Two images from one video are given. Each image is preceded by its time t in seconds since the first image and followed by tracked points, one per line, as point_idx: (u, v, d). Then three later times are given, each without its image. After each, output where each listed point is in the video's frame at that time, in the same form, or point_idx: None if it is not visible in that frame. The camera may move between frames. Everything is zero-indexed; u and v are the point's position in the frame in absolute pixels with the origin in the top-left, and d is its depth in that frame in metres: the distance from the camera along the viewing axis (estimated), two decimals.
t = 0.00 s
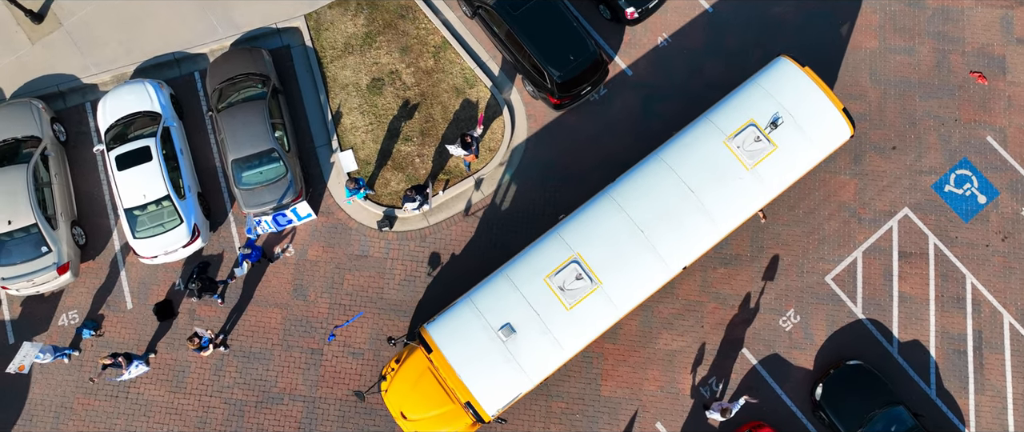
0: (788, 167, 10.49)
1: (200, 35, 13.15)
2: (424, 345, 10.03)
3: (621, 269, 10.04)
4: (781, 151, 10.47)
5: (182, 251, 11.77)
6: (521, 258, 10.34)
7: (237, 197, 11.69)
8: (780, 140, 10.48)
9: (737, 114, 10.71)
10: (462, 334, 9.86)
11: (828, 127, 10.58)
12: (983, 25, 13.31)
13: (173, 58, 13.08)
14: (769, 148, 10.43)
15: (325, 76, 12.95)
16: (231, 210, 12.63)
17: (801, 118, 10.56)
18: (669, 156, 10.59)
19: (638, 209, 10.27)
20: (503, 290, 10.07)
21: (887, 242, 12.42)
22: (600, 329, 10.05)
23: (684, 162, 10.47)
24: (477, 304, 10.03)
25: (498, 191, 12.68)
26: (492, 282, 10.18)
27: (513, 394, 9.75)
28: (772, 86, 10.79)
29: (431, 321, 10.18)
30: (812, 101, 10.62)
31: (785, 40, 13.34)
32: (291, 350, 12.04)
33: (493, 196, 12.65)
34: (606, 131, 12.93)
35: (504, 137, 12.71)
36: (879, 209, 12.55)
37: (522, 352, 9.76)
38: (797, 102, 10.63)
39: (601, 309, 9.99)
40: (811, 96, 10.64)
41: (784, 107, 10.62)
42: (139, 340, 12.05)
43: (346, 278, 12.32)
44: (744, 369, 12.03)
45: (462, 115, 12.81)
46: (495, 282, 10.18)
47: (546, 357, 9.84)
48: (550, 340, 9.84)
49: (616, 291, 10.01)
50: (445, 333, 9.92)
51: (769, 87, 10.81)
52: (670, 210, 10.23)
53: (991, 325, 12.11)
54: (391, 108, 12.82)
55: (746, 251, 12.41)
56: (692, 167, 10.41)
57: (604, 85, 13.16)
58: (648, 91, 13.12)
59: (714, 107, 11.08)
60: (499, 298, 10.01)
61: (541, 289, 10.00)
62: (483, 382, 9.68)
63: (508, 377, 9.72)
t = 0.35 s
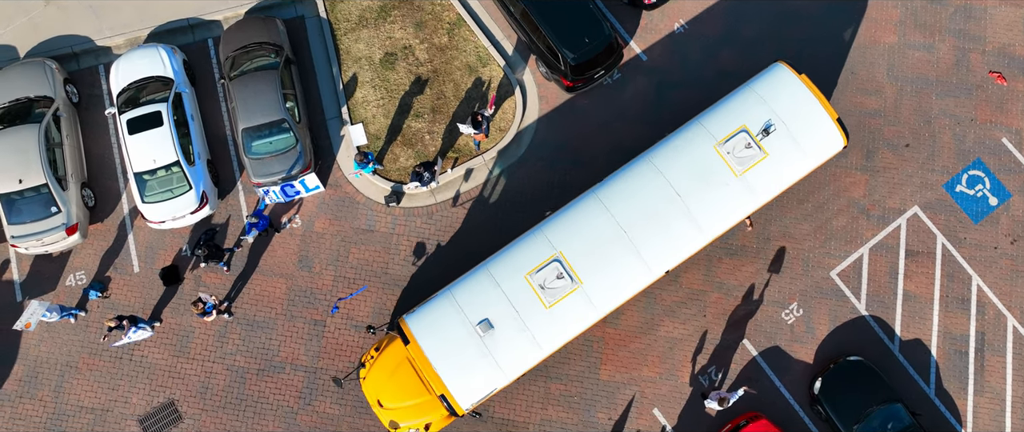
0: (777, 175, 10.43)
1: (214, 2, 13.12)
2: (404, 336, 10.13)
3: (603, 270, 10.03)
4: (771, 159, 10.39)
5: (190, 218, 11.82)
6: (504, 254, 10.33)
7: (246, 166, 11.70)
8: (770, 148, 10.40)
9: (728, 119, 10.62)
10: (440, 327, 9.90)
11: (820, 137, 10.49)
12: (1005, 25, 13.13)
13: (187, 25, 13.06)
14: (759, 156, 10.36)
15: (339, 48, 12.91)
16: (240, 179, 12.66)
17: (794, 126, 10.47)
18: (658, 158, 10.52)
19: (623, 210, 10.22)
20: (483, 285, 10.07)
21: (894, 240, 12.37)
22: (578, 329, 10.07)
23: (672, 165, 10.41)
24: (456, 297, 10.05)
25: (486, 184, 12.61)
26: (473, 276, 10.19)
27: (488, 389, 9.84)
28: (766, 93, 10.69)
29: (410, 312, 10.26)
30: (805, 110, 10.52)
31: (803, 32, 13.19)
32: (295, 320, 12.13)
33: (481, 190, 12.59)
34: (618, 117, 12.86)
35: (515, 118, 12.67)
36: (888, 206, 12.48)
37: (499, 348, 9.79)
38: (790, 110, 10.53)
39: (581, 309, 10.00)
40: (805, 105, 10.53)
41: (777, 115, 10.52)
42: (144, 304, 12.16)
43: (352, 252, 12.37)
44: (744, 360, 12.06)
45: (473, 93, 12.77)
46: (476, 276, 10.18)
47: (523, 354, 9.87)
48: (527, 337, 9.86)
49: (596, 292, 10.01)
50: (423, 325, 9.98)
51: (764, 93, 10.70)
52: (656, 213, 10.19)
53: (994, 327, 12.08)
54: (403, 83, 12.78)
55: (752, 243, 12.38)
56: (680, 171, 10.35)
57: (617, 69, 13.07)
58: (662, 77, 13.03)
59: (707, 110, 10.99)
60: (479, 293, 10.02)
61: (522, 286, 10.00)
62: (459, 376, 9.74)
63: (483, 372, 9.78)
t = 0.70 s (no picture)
0: (766, 183, 10.36)
1: None
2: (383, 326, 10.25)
3: (585, 270, 10.01)
4: (761, 165, 10.32)
5: (197, 188, 11.85)
6: (487, 248, 10.32)
7: (255, 138, 11.70)
8: (761, 155, 10.32)
9: (720, 124, 10.52)
10: (419, 319, 9.96)
11: (812, 146, 10.39)
12: None
13: None
14: (749, 162, 10.28)
15: (352, 24, 12.87)
16: (248, 151, 12.67)
17: (786, 133, 10.37)
18: (646, 159, 10.45)
19: (609, 210, 10.18)
20: (464, 279, 10.10)
21: (900, 239, 12.32)
22: (557, 328, 10.08)
23: (660, 167, 10.34)
24: (437, 290, 10.08)
25: (476, 176, 12.56)
26: (455, 270, 10.21)
27: (465, 382, 9.94)
28: (760, 98, 10.58)
29: (391, 302, 10.36)
30: (798, 118, 10.41)
31: (819, 25, 13.06)
32: (298, 294, 12.20)
33: (470, 182, 12.54)
34: (628, 104, 12.79)
35: (525, 100, 12.62)
36: (896, 205, 12.41)
37: (477, 342, 9.84)
38: (783, 117, 10.42)
39: (561, 308, 10.00)
40: (798, 112, 10.43)
41: (769, 121, 10.42)
42: (149, 272, 12.24)
43: (357, 228, 12.40)
44: (744, 352, 12.08)
45: (484, 75, 12.72)
46: (458, 270, 10.20)
47: (501, 349, 9.92)
48: (506, 333, 9.90)
49: (577, 291, 10.01)
50: (403, 316, 10.04)
51: (757, 98, 10.60)
52: (641, 215, 10.14)
53: (996, 331, 12.06)
54: (414, 61, 12.74)
55: (758, 236, 12.35)
56: (668, 174, 10.28)
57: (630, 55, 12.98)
58: (674, 66, 12.94)
59: (699, 113, 10.89)
60: (460, 287, 10.04)
61: (503, 282, 10.01)
62: (435, 369, 9.82)
63: (461, 365, 9.85)
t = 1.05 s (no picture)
0: (753, 191, 10.31)
1: None
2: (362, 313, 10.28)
3: (565, 269, 10.02)
4: (749, 173, 10.25)
5: (206, 157, 11.87)
6: (470, 241, 10.33)
7: (265, 109, 11.70)
8: (750, 163, 10.25)
9: (711, 129, 10.43)
10: (398, 309, 10.02)
11: (802, 157, 10.32)
12: None
13: None
14: (737, 169, 10.21)
15: None
16: (258, 122, 12.67)
17: (776, 142, 10.28)
18: (635, 161, 10.39)
19: (594, 210, 10.15)
20: (445, 271, 10.12)
21: (907, 241, 12.27)
22: (534, 324, 10.14)
23: (648, 169, 10.28)
24: (418, 280, 10.12)
25: (465, 167, 12.50)
26: (437, 261, 10.23)
27: (441, 373, 10.03)
28: (753, 105, 10.47)
29: (372, 289, 10.39)
30: (790, 128, 10.30)
31: (837, 21, 12.92)
32: (301, 266, 12.26)
33: (459, 172, 12.49)
34: (640, 92, 12.72)
35: (537, 84, 12.56)
36: (904, 207, 12.35)
37: (454, 335, 9.91)
38: (775, 125, 10.32)
39: (540, 305, 10.04)
40: (790, 121, 10.32)
41: (761, 129, 10.32)
42: (155, 237, 12.30)
43: (363, 204, 12.42)
44: (743, 346, 12.10)
45: (497, 56, 12.66)
46: (440, 261, 10.22)
47: (478, 343, 9.99)
48: (483, 327, 9.96)
49: (557, 290, 10.03)
50: (382, 305, 10.10)
51: (751, 105, 10.48)
52: (625, 217, 10.10)
53: (997, 338, 12.05)
54: (427, 40, 12.69)
55: (763, 231, 12.30)
56: (655, 177, 10.22)
57: (645, 44, 12.88)
58: (689, 57, 12.84)
59: (691, 116, 10.80)
60: (441, 279, 10.07)
61: (483, 276, 10.04)
62: (412, 359, 9.91)
63: (437, 356, 9.94)
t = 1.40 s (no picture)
0: (737, 202, 10.27)
1: None
2: (337, 297, 10.31)
3: (543, 268, 10.04)
4: (734, 185, 10.21)
5: (217, 122, 11.87)
6: (451, 233, 10.34)
7: (279, 78, 11.70)
8: (736, 174, 10.20)
9: (700, 137, 10.37)
10: (374, 296, 10.05)
11: (789, 172, 10.27)
12: None
13: None
14: (723, 180, 10.16)
15: None
16: (271, 90, 12.67)
17: (764, 155, 10.22)
18: (621, 163, 10.35)
19: (576, 211, 10.13)
20: (423, 261, 10.14)
21: (913, 250, 12.22)
22: (509, 320, 10.18)
23: (634, 173, 10.24)
24: (396, 268, 10.14)
25: (455, 155, 12.46)
26: (416, 250, 10.25)
27: (413, 361, 10.10)
28: (745, 116, 10.39)
29: (349, 274, 10.43)
30: (779, 142, 10.23)
31: (860, 24, 12.78)
32: (306, 237, 12.31)
33: (448, 160, 12.46)
34: (655, 84, 12.65)
35: (552, 69, 12.50)
36: (913, 215, 12.28)
37: (428, 325, 9.95)
38: (765, 138, 10.25)
39: (515, 301, 10.07)
40: (780, 136, 10.24)
41: (750, 141, 10.25)
42: (163, 199, 12.35)
43: (371, 179, 12.43)
44: (741, 344, 12.12)
45: (514, 39, 12.59)
46: (419, 251, 10.24)
47: (451, 335, 10.04)
48: (457, 320, 10.00)
49: (533, 287, 10.05)
50: (358, 290, 10.14)
51: (742, 116, 10.40)
52: (607, 220, 10.09)
53: (996, 352, 12.02)
54: (445, 18, 12.63)
55: (770, 231, 12.26)
56: (640, 181, 10.19)
57: (664, 35, 12.77)
58: (707, 51, 12.74)
59: (682, 122, 10.73)
60: (419, 268, 10.10)
61: (461, 269, 10.06)
62: (384, 346, 9.97)
63: (410, 345, 10.00)
